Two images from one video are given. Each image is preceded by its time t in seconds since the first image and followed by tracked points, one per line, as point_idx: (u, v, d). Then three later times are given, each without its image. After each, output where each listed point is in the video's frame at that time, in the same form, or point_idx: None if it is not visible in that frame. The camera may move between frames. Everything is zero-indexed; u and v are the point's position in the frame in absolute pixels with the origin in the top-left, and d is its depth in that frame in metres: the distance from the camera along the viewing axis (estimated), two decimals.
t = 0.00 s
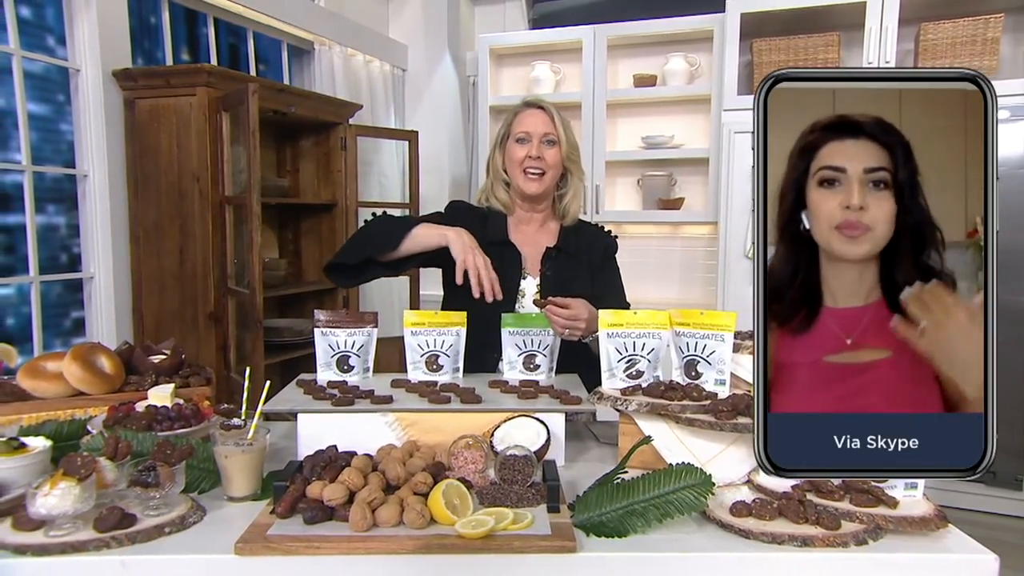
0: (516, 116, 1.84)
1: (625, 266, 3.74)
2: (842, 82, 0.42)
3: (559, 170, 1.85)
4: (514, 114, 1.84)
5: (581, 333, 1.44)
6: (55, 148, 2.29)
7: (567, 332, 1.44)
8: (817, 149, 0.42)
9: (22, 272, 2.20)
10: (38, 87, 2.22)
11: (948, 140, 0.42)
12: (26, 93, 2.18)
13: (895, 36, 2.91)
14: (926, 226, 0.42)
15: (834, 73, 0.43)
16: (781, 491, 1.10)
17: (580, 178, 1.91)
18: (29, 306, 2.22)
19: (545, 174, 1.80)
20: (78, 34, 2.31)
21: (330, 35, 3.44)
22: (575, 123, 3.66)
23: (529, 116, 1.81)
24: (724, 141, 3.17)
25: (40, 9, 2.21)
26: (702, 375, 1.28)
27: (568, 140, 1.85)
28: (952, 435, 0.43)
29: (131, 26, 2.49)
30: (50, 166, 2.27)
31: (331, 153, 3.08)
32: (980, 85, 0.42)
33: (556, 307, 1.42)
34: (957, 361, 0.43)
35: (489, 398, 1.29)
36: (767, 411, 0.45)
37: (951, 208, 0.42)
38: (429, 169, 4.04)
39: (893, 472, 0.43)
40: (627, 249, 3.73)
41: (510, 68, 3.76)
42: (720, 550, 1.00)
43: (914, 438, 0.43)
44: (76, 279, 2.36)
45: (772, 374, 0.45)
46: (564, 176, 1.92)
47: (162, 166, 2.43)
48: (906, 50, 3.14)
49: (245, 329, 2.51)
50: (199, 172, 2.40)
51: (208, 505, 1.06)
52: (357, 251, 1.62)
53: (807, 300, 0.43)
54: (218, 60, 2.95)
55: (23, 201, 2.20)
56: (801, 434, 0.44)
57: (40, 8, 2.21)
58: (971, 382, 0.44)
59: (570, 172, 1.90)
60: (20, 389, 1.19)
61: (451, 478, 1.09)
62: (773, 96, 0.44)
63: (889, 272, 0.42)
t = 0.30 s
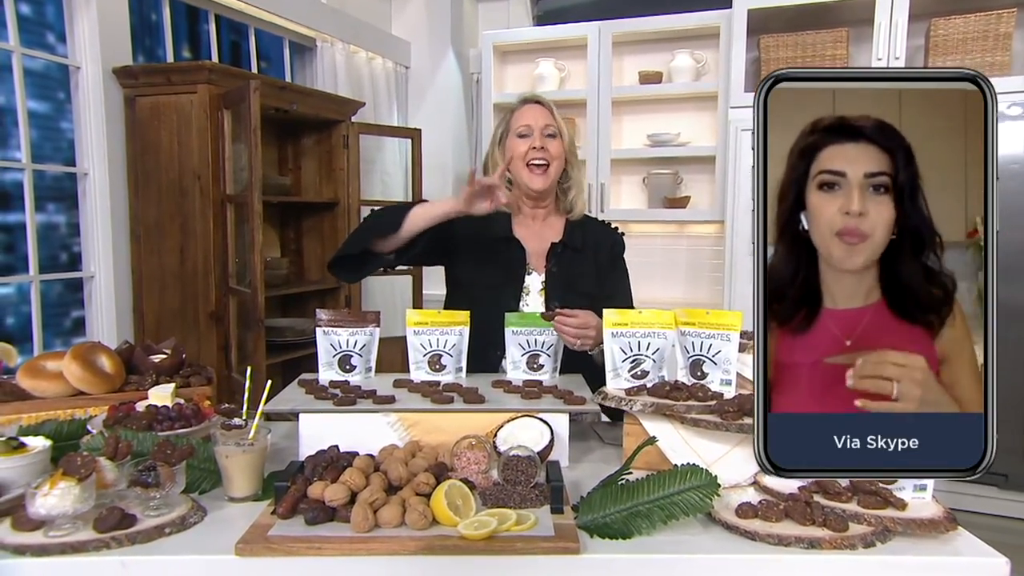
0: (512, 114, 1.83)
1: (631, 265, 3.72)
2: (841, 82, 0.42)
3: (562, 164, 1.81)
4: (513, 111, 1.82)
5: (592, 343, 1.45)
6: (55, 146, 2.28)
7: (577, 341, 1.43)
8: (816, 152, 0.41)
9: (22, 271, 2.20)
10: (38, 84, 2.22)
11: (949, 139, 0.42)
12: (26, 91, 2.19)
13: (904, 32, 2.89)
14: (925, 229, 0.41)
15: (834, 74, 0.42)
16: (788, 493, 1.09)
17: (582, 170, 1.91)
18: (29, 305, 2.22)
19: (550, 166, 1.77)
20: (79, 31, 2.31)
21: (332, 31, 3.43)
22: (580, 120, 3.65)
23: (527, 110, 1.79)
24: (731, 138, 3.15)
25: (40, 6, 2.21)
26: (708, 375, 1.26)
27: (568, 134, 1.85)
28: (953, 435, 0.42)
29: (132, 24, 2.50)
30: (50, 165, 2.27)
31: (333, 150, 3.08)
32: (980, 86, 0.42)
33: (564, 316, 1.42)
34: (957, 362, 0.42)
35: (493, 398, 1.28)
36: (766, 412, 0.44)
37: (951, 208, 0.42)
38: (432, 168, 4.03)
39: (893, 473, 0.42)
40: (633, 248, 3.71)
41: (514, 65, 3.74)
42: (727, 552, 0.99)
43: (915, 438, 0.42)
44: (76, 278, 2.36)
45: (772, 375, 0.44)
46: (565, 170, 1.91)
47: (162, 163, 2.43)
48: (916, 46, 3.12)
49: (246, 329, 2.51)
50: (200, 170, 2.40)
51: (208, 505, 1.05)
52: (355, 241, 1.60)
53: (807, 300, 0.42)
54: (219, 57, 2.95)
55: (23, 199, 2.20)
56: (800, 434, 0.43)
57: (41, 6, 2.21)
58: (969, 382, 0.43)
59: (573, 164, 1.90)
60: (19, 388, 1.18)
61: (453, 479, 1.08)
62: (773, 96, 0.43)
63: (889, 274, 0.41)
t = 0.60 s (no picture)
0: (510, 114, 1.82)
1: (637, 264, 3.70)
2: (841, 82, 0.43)
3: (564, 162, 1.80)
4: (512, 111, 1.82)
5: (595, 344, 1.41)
6: (54, 143, 2.27)
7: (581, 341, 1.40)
8: (814, 155, 0.42)
9: (19, 271, 2.19)
10: (36, 82, 2.21)
11: (952, 139, 0.44)
12: (22, 88, 2.17)
13: (914, 27, 2.86)
14: (924, 231, 0.42)
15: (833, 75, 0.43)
16: (795, 495, 1.07)
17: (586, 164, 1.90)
18: (27, 305, 2.21)
19: (553, 165, 1.75)
20: (77, 28, 2.30)
21: (333, 28, 3.43)
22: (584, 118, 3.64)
23: (525, 111, 1.78)
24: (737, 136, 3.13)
25: (37, 2, 2.19)
26: (713, 375, 1.25)
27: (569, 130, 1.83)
28: (951, 436, 0.43)
29: (130, 21, 2.50)
30: (49, 163, 2.25)
31: (334, 148, 3.08)
32: (980, 86, 0.44)
33: (569, 316, 1.39)
34: (954, 361, 0.44)
35: (496, 398, 1.27)
36: (767, 411, 0.45)
37: (953, 208, 0.43)
38: (434, 166, 4.01)
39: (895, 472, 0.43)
40: (638, 247, 3.69)
41: (517, 61, 3.73)
42: (733, 553, 0.97)
43: (915, 438, 0.43)
44: (75, 278, 2.34)
45: (771, 375, 0.46)
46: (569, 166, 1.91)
47: (160, 161, 2.42)
48: (926, 42, 3.10)
49: (247, 328, 2.52)
50: (200, 168, 2.41)
51: (208, 507, 1.04)
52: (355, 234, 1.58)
53: (807, 301, 0.43)
54: (219, 54, 2.95)
55: (20, 197, 2.19)
56: (800, 434, 0.44)
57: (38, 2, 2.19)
58: (966, 384, 0.45)
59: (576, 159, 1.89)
60: (17, 388, 1.17)
61: (455, 480, 1.07)
62: (773, 96, 0.44)
63: (888, 277, 0.43)
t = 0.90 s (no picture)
0: (514, 114, 1.79)
1: (643, 263, 3.68)
2: (840, 82, 0.44)
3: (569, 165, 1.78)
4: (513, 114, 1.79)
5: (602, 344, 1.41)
6: (51, 141, 2.26)
7: (589, 343, 1.40)
8: (814, 156, 0.43)
9: (17, 270, 2.18)
10: (33, 78, 2.20)
11: (951, 139, 0.44)
12: (20, 84, 2.16)
13: (926, 21, 2.81)
14: (924, 233, 0.42)
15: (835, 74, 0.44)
16: (803, 498, 1.05)
17: (590, 167, 1.85)
18: (24, 305, 2.20)
19: (556, 172, 1.74)
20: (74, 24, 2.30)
21: (334, 24, 3.42)
22: (589, 115, 3.62)
23: (528, 113, 1.75)
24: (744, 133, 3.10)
25: None
26: (720, 376, 1.23)
27: (573, 130, 1.78)
28: (951, 436, 0.44)
29: (128, 16, 2.49)
30: (46, 160, 2.25)
31: (336, 146, 3.07)
32: (979, 86, 0.44)
33: (576, 317, 1.39)
34: (953, 362, 0.44)
35: (499, 399, 1.26)
36: (767, 411, 0.45)
37: (954, 209, 0.44)
38: (437, 163, 3.99)
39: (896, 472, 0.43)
40: (644, 245, 3.67)
41: (521, 57, 3.72)
42: (739, 557, 0.96)
43: (915, 437, 0.43)
44: (73, 277, 2.34)
45: (770, 372, 0.46)
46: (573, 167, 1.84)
47: (159, 158, 2.42)
48: (939, 36, 3.05)
49: (246, 329, 2.50)
50: (198, 166, 2.39)
51: (207, 509, 1.03)
52: (359, 236, 1.52)
53: (806, 300, 0.43)
54: (219, 51, 2.95)
55: (18, 196, 2.18)
56: (799, 434, 0.44)
57: None
58: (964, 385, 0.45)
59: (580, 161, 1.83)
60: (14, 389, 1.16)
61: (457, 482, 1.06)
62: (773, 97, 0.45)
63: (887, 277, 0.43)
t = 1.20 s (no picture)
0: (517, 114, 1.75)
1: (647, 263, 3.67)
2: (840, 82, 0.48)
3: (571, 166, 1.76)
4: (515, 114, 1.76)
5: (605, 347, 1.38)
6: (49, 139, 2.26)
7: (590, 347, 1.37)
8: (815, 155, 0.48)
9: (14, 269, 2.18)
10: (31, 75, 2.20)
11: (951, 138, 0.49)
12: (16, 82, 2.16)
13: (936, 16, 2.77)
14: (924, 232, 0.47)
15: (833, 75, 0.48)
16: (811, 501, 1.04)
17: (595, 165, 1.82)
18: (22, 305, 2.20)
19: (559, 173, 1.72)
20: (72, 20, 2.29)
21: (335, 20, 3.41)
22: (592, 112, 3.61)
23: (532, 113, 1.72)
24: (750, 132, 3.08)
25: None
26: (725, 377, 1.21)
27: (577, 130, 1.76)
28: (949, 437, 0.49)
29: (126, 12, 2.48)
30: (43, 159, 2.24)
31: (337, 144, 3.06)
32: (980, 86, 0.49)
33: (578, 319, 1.36)
34: (952, 362, 0.50)
35: (501, 401, 1.24)
36: (767, 411, 0.51)
37: (957, 209, 0.49)
38: (440, 161, 3.98)
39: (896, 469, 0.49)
40: (649, 245, 3.65)
41: (524, 54, 3.71)
42: (745, 561, 0.94)
43: (914, 438, 0.49)
44: (71, 277, 2.33)
45: (770, 374, 0.51)
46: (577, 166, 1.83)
47: (158, 157, 2.41)
48: (949, 32, 3.00)
49: (246, 329, 2.49)
50: (197, 165, 2.39)
51: (206, 512, 1.02)
52: (357, 242, 1.49)
53: (804, 300, 0.49)
54: (219, 46, 2.94)
55: (15, 194, 2.18)
56: (801, 434, 0.50)
57: None
58: (966, 387, 0.50)
59: (584, 160, 1.81)
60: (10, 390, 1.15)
61: (459, 484, 1.05)
62: (773, 96, 0.50)
63: (885, 278, 0.48)
